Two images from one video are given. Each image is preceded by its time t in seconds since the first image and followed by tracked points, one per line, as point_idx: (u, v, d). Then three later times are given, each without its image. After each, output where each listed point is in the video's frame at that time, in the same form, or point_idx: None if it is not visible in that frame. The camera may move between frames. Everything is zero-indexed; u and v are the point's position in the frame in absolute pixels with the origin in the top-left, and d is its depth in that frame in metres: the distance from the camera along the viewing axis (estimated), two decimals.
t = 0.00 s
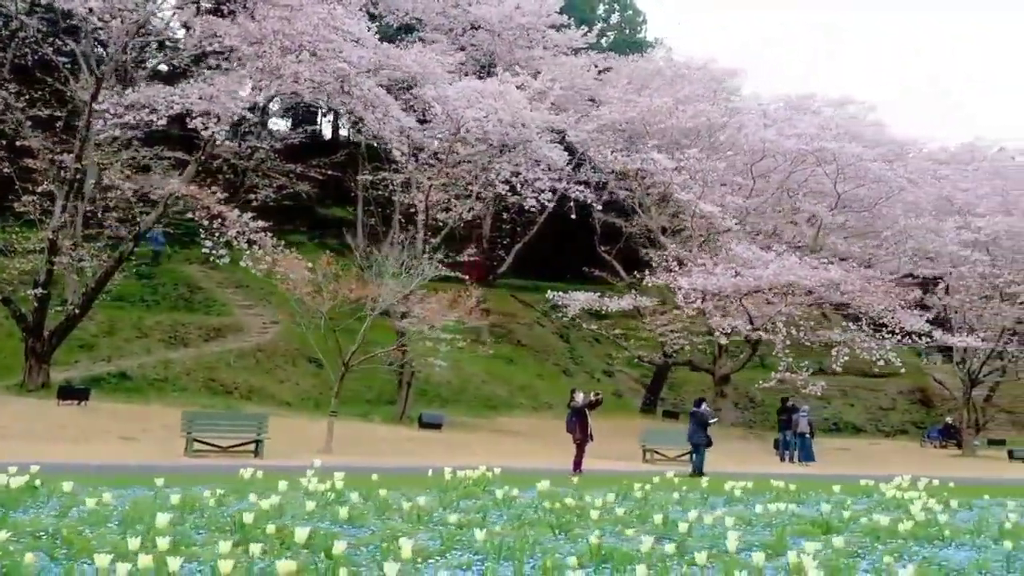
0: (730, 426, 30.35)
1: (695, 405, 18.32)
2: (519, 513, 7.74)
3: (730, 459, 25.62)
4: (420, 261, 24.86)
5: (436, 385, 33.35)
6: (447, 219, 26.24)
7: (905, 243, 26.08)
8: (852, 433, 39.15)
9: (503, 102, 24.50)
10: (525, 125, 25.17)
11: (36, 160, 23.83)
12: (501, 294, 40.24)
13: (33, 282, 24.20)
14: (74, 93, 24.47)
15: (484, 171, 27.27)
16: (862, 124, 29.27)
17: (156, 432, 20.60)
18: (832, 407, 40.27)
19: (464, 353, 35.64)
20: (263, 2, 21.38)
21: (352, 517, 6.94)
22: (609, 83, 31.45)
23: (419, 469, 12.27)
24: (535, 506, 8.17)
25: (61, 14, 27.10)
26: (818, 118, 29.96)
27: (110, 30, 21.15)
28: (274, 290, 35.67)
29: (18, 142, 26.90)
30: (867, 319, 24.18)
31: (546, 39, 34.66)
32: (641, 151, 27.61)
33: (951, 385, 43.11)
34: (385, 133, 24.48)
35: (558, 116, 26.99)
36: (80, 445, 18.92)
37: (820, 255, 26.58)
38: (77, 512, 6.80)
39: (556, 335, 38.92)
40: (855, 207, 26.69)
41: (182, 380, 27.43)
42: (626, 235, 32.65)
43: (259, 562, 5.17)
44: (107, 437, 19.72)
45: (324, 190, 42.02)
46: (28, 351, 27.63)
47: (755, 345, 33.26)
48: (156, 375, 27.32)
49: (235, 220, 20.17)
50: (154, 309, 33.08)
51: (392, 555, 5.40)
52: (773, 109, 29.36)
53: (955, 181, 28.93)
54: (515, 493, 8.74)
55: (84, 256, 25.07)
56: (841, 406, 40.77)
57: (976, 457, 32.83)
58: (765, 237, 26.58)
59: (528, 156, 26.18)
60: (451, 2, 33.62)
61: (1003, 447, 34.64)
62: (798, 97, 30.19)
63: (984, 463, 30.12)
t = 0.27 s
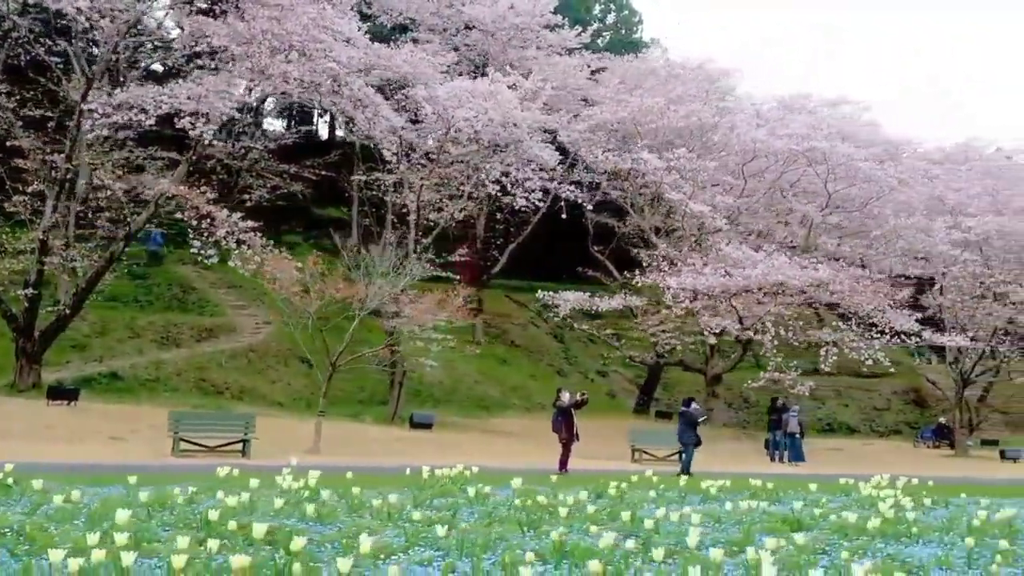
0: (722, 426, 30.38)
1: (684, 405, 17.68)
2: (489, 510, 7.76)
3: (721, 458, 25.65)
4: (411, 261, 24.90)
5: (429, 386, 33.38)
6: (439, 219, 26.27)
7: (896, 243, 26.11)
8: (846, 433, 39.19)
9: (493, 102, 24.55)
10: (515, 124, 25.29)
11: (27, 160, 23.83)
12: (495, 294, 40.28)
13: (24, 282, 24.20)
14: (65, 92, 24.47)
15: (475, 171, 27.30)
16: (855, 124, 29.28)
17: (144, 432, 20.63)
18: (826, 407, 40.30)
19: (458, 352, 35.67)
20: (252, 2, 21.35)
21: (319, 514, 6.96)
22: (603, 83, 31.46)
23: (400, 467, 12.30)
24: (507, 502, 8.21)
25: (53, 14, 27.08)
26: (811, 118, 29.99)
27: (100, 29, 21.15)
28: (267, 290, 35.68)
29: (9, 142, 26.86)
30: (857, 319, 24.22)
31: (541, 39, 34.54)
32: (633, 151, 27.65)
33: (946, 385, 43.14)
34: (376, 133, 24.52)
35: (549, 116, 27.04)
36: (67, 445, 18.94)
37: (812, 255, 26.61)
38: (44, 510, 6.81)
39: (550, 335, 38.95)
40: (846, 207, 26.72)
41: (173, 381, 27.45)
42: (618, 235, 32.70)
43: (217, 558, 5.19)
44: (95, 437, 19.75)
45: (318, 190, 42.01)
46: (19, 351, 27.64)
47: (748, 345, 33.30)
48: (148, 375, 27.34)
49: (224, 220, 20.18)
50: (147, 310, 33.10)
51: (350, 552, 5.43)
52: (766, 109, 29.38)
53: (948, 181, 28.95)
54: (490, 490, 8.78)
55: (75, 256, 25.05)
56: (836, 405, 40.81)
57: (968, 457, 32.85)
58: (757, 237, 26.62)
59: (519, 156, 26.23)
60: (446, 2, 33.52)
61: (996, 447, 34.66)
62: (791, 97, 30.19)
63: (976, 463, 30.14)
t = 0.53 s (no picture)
0: (714, 425, 30.43)
1: (672, 403, 17.61)
2: (459, 508, 7.77)
3: (712, 457, 25.66)
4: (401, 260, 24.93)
5: (422, 384, 33.39)
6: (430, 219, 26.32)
7: (886, 243, 26.17)
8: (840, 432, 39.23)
9: (483, 101, 24.60)
10: (506, 124, 25.42)
11: (18, 160, 23.81)
12: (489, 293, 40.31)
13: (14, 282, 24.18)
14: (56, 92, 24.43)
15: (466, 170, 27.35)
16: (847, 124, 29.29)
17: (134, 431, 20.64)
18: (820, 406, 40.34)
19: (451, 352, 35.69)
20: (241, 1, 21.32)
21: (286, 511, 7.01)
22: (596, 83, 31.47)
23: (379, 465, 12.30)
24: (481, 498, 8.26)
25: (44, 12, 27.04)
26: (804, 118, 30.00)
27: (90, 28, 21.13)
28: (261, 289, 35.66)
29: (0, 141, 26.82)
30: (847, 318, 24.25)
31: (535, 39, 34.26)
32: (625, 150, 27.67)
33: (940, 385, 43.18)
34: (366, 132, 24.56)
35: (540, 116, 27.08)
36: (56, 443, 18.94)
37: (803, 254, 26.64)
38: (12, 508, 6.81)
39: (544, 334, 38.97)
40: (837, 207, 26.77)
41: (164, 380, 27.45)
42: (610, 234, 32.79)
43: (170, 556, 5.20)
44: (84, 435, 19.76)
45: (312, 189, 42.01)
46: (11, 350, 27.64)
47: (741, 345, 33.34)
48: (140, 374, 27.33)
49: (213, 219, 20.18)
50: (140, 309, 33.08)
51: (307, 550, 5.44)
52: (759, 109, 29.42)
53: (940, 180, 28.99)
54: (464, 488, 8.84)
55: (65, 255, 25.03)
56: (830, 404, 40.85)
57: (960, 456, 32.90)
58: (748, 237, 26.63)
59: (510, 156, 26.29)
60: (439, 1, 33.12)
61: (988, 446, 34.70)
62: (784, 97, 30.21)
63: (968, 462, 30.16)
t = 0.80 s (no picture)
0: (705, 424, 30.42)
1: (658, 401, 17.60)
2: (430, 505, 7.79)
3: (703, 456, 25.66)
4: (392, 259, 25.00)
5: (415, 383, 33.38)
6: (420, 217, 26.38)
7: (876, 242, 26.17)
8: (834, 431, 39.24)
9: (473, 100, 24.70)
10: (497, 123, 25.35)
11: (9, 159, 23.79)
12: (482, 292, 40.31)
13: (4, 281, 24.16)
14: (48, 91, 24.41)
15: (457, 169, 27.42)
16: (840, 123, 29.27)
17: (123, 430, 20.65)
18: (814, 405, 40.30)
19: (445, 351, 35.68)
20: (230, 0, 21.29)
21: (254, 508, 7.04)
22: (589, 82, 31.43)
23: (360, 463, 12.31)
24: (454, 495, 8.28)
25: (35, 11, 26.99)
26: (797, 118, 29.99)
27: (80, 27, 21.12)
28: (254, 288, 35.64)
29: None
30: (837, 317, 24.27)
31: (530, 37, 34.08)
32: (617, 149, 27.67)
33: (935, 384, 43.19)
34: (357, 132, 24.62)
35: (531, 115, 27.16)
36: (44, 442, 18.96)
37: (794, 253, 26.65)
38: None
39: (538, 333, 38.96)
40: (829, 206, 26.76)
41: (155, 379, 27.44)
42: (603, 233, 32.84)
43: (128, 552, 5.22)
44: (73, 434, 19.76)
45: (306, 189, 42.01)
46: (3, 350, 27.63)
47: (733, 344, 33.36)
48: (132, 373, 27.33)
49: (202, 218, 20.18)
50: (133, 308, 33.06)
51: (266, 547, 5.45)
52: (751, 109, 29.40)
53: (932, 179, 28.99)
54: (438, 485, 8.87)
55: (56, 254, 25.01)
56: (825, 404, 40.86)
57: (952, 455, 32.90)
58: (740, 236, 26.63)
59: (500, 155, 26.38)
60: None
61: (981, 445, 34.68)
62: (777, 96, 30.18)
63: (960, 461, 30.11)
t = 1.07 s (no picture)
0: (698, 423, 30.43)
1: (646, 400, 17.55)
2: (399, 501, 7.81)
3: (693, 455, 25.61)
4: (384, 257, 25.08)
5: (409, 382, 33.38)
6: (411, 217, 26.44)
7: (867, 241, 26.26)
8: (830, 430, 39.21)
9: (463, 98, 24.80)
10: (487, 122, 25.57)
11: None
12: (477, 291, 40.34)
13: None
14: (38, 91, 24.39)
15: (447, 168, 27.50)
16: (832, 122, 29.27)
17: (112, 429, 20.64)
18: (808, 404, 40.27)
19: (438, 349, 35.68)
20: None
21: (222, 504, 7.06)
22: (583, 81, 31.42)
23: (340, 461, 12.33)
24: (427, 492, 8.31)
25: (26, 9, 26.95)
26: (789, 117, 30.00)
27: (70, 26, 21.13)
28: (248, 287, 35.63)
29: None
30: (828, 315, 24.28)
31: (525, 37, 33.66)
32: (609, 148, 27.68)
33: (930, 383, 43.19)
34: (348, 131, 24.69)
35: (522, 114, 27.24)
36: (34, 440, 18.98)
37: (785, 252, 26.66)
38: None
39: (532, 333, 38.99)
40: (820, 204, 26.77)
41: (148, 378, 27.47)
42: (596, 232, 32.86)
43: (86, 548, 5.27)
44: (61, 433, 19.77)
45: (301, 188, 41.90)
46: None
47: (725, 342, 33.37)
48: (123, 372, 27.33)
49: (191, 217, 20.18)
50: (126, 307, 33.08)
51: (225, 542, 5.47)
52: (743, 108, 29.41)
53: (924, 178, 29.00)
54: (412, 482, 8.89)
55: (47, 253, 24.98)
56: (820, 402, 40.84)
57: (946, 454, 32.90)
58: (731, 235, 26.65)
59: (491, 155, 26.50)
60: None
61: (975, 444, 34.66)
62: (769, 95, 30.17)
63: (954, 460, 30.07)
